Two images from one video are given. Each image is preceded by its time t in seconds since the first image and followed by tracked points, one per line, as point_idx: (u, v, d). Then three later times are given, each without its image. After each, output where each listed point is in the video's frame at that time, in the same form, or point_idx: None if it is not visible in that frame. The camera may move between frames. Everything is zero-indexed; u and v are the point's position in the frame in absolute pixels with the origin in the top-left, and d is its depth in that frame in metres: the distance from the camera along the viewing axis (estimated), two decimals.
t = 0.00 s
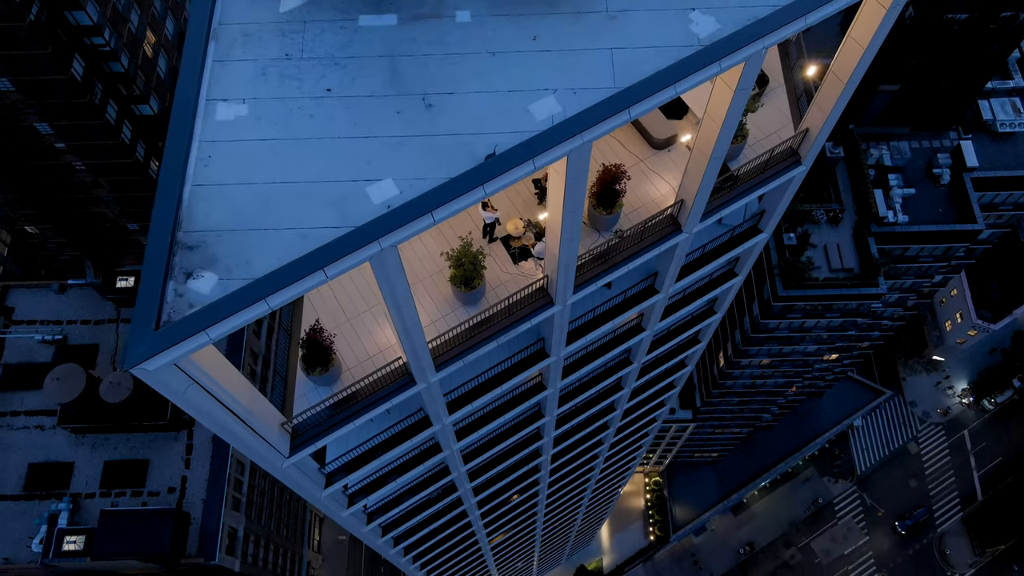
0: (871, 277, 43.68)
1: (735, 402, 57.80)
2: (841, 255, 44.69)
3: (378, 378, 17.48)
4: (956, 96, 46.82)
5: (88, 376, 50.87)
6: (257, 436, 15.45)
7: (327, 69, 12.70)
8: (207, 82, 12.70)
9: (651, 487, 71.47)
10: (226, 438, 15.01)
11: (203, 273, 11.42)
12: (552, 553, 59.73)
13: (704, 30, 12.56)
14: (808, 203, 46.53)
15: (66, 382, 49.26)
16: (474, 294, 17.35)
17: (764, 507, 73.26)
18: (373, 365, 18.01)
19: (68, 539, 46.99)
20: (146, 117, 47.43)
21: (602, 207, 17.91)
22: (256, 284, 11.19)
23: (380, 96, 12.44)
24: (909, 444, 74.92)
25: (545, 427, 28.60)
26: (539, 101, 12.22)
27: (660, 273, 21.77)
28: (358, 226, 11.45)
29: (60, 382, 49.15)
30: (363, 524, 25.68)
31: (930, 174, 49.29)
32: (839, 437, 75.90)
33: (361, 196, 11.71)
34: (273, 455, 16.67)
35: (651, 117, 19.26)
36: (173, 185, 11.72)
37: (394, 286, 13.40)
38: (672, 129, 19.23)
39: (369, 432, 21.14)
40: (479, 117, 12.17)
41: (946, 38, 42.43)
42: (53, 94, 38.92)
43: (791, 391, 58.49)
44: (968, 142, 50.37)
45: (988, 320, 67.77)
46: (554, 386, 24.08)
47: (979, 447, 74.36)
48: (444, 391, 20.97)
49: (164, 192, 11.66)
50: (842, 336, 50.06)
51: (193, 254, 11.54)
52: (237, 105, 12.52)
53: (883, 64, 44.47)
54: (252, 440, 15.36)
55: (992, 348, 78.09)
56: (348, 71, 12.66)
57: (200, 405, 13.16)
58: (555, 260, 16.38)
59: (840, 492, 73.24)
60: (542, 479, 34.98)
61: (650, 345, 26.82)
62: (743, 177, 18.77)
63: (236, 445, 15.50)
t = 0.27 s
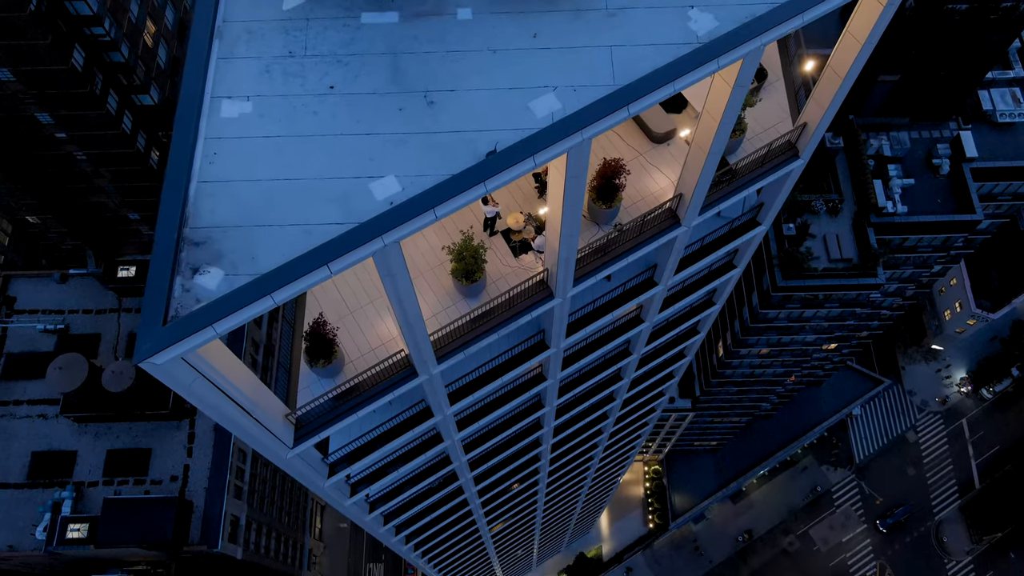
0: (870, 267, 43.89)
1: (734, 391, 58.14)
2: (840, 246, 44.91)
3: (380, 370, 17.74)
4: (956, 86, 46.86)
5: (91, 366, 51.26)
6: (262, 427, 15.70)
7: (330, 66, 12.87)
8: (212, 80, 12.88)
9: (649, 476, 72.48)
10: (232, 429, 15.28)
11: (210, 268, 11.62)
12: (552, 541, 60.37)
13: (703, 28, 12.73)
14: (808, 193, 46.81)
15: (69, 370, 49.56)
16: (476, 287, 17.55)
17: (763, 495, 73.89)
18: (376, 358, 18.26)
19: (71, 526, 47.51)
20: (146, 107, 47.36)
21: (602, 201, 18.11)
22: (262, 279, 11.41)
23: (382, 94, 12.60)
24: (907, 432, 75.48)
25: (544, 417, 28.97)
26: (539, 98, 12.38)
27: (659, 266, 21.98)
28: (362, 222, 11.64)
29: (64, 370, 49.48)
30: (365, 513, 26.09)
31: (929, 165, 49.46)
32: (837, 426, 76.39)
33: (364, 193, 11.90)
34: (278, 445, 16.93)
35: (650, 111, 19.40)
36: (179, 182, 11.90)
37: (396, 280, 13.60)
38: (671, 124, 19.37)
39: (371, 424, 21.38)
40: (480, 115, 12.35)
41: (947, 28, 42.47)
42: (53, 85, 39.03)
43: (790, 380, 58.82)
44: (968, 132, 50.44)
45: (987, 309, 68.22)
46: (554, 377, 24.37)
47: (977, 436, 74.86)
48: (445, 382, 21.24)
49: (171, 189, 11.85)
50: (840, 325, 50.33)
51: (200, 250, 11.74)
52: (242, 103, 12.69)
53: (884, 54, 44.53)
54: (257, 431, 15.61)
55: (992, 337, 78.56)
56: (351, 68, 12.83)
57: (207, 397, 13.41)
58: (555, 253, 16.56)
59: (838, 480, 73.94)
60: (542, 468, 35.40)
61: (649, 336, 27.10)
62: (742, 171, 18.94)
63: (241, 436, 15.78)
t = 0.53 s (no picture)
0: (868, 258, 44.09)
1: (733, 380, 58.47)
2: (839, 236, 44.96)
3: (382, 362, 18.00)
4: (957, 76, 46.84)
5: (93, 355, 51.60)
6: (266, 418, 15.97)
7: (332, 63, 13.04)
8: (216, 77, 13.06)
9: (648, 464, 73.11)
10: (237, 420, 15.55)
11: (216, 264, 11.83)
12: (551, 529, 60.97)
13: (701, 25, 12.89)
14: (807, 183, 46.94)
15: (71, 359, 49.63)
16: (476, 280, 17.77)
17: (761, 484, 74.52)
18: (378, 349, 18.51)
19: (75, 514, 48.09)
20: (146, 97, 47.33)
21: (602, 195, 18.25)
22: (267, 274, 11.62)
23: (384, 90, 12.78)
24: (905, 421, 75.98)
25: (544, 408, 29.29)
26: (540, 95, 12.54)
27: (658, 258, 22.15)
28: (364, 218, 11.84)
29: (65, 360, 49.53)
30: (367, 502, 26.49)
31: (929, 155, 49.56)
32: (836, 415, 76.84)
33: (367, 189, 12.08)
34: (282, 436, 17.20)
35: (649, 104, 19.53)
36: (185, 178, 12.11)
37: (398, 274, 13.80)
38: (670, 117, 19.51)
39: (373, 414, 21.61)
40: (481, 111, 12.52)
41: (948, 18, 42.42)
42: (53, 75, 39.08)
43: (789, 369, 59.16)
44: (967, 122, 50.49)
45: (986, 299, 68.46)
46: (554, 368, 24.62)
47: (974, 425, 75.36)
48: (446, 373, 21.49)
49: (177, 185, 12.05)
50: (839, 315, 50.61)
51: (205, 245, 11.94)
52: (246, 100, 12.88)
53: (884, 43, 44.48)
54: (262, 422, 15.88)
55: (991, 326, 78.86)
56: (353, 65, 13.00)
57: (213, 389, 13.66)
58: (555, 247, 16.76)
59: (836, 468, 74.55)
60: (542, 457, 35.81)
61: (648, 328, 27.34)
62: (740, 165, 19.10)
63: (246, 427, 16.06)
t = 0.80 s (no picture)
0: (867, 248, 44.28)
1: (733, 369, 58.82)
2: (838, 227, 45.24)
3: (385, 354, 18.25)
4: (957, 66, 46.82)
5: (95, 345, 51.88)
6: (271, 410, 16.23)
7: (336, 60, 13.22)
8: (221, 74, 13.26)
9: (648, 453, 74.00)
10: (242, 412, 15.80)
11: (222, 259, 12.05)
12: (551, 517, 61.64)
13: (699, 22, 13.04)
14: (807, 174, 47.09)
15: (73, 349, 49.96)
16: (478, 273, 17.98)
17: (760, 472, 75.12)
18: (381, 342, 18.76)
19: (78, 502, 48.46)
20: (146, 86, 47.25)
21: (601, 188, 18.40)
22: (272, 270, 11.82)
23: (386, 88, 12.96)
24: (904, 410, 76.44)
25: (544, 398, 29.60)
26: (540, 92, 12.71)
27: (657, 251, 22.32)
28: (368, 214, 12.03)
29: (67, 350, 49.84)
30: (370, 491, 26.89)
31: (928, 146, 49.65)
32: (834, 404, 77.26)
33: (369, 185, 12.28)
34: (286, 427, 17.47)
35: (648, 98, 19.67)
36: (191, 175, 12.31)
37: (401, 268, 14.02)
38: (669, 111, 19.64)
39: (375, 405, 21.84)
40: (482, 108, 12.70)
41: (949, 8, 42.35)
42: (54, 65, 39.12)
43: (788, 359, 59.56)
44: (967, 112, 50.52)
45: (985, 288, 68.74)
46: (554, 359, 24.87)
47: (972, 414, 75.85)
48: (448, 364, 21.75)
49: (183, 182, 12.25)
50: (838, 305, 50.89)
51: (211, 241, 12.15)
52: (250, 97, 13.07)
53: (885, 34, 44.46)
54: (266, 413, 16.14)
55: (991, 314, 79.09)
56: (356, 62, 13.19)
57: (219, 381, 13.91)
58: (556, 241, 16.96)
59: (835, 457, 75.11)
60: (542, 447, 36.20)
61: (647, 319, 27.60)
62: (739, 159, 19.25)
63: (251, 418, 16.33)
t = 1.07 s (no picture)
0: (866, 239, 44.53)
1: (732, 358, 59.14)
2: (838, 218, 45.37)
3: (387, 346, 18.48)
4: (958, 56, 46.80)
5: (97, 335, 52.17)
6: (275, 402, 16.46)
7: (339, 58, 13.41)
8: (226, 72, 13.44)
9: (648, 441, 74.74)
10: (247, 404, 16.04)
11: (227, 255, 12.24)
12: (551, 505, 62.21)
13: (697, 19, 13.19)
14: (807, 164, 47.29)
15: (75, 338, 50.40)
16: (478, 267, 18.18)
17: (759, 460, 75.66)
18: (383, 334, 18.99)
19: (81, 491, 48.86)
20: (147, 77, 47.16)
21: (601, 182, 18.47)
22: (277, 265, 12.01)
23: (389, 85, 13.13)
24: (903, 399, 76.87)
25: (545, 388, 29.88)
26: (540, 90, 12.87)
27: (656, 244, 22.50)
28: (371, 210, 12.21)
29: (69, 340, 50.24)
30: (371, 480, 27.24)
31: (928, 136, 49.74)
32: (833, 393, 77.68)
33: (372, 182, 12.45)
34: (289, 418, 17.72)
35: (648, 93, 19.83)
36: (197, 172, 12.51)
37: (403, 263, 14.21)
38: (669, 106, 19.80)
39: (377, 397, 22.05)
40: (483, 106, 12.87)
41: None
42: (54, 55, 39.15)
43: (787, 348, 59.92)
44: (967, 103, 50.53)
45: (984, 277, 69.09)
46: (554, 350, 25.10)
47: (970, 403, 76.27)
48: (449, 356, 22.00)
49: (189, 179, 12.44)
50: (837, 295, 51.14)
51: (217, 237, 12.34)
52: (254, 94, 13.25)
53: (885, 24, 44.45)
54: (271, 405, 16.38)
55: (991, 303, 79.44)
56: (359, 60, 13.37)
57: (225, 375, 14.15)
58: (555, 235, 17.15)
59: (834, 445, 75.60)
60: (542, 436, 36.55)
61: (646, 310, 27.83)
62: (737, 152, 19.40)
63: (255, 410, 16.57)
